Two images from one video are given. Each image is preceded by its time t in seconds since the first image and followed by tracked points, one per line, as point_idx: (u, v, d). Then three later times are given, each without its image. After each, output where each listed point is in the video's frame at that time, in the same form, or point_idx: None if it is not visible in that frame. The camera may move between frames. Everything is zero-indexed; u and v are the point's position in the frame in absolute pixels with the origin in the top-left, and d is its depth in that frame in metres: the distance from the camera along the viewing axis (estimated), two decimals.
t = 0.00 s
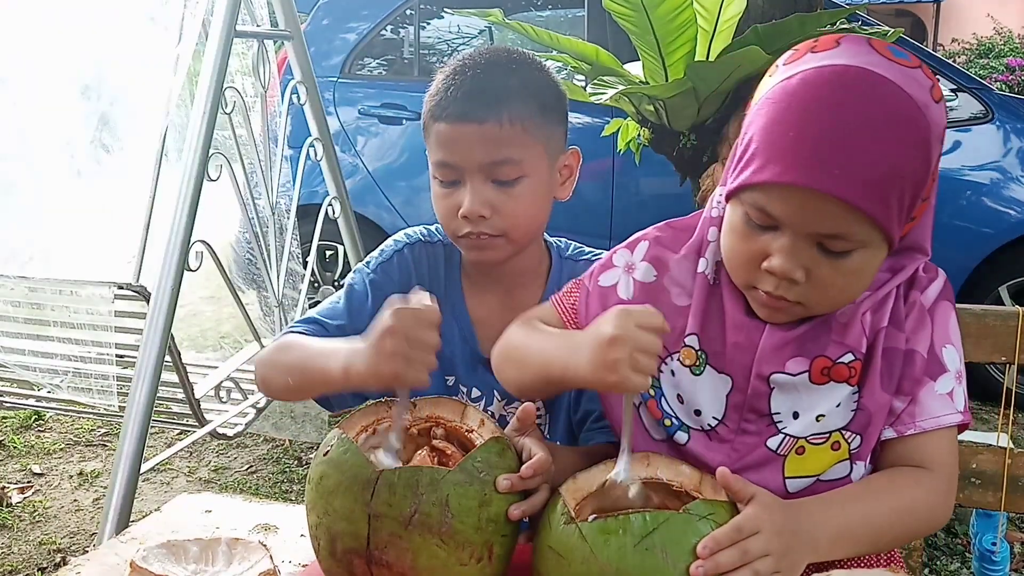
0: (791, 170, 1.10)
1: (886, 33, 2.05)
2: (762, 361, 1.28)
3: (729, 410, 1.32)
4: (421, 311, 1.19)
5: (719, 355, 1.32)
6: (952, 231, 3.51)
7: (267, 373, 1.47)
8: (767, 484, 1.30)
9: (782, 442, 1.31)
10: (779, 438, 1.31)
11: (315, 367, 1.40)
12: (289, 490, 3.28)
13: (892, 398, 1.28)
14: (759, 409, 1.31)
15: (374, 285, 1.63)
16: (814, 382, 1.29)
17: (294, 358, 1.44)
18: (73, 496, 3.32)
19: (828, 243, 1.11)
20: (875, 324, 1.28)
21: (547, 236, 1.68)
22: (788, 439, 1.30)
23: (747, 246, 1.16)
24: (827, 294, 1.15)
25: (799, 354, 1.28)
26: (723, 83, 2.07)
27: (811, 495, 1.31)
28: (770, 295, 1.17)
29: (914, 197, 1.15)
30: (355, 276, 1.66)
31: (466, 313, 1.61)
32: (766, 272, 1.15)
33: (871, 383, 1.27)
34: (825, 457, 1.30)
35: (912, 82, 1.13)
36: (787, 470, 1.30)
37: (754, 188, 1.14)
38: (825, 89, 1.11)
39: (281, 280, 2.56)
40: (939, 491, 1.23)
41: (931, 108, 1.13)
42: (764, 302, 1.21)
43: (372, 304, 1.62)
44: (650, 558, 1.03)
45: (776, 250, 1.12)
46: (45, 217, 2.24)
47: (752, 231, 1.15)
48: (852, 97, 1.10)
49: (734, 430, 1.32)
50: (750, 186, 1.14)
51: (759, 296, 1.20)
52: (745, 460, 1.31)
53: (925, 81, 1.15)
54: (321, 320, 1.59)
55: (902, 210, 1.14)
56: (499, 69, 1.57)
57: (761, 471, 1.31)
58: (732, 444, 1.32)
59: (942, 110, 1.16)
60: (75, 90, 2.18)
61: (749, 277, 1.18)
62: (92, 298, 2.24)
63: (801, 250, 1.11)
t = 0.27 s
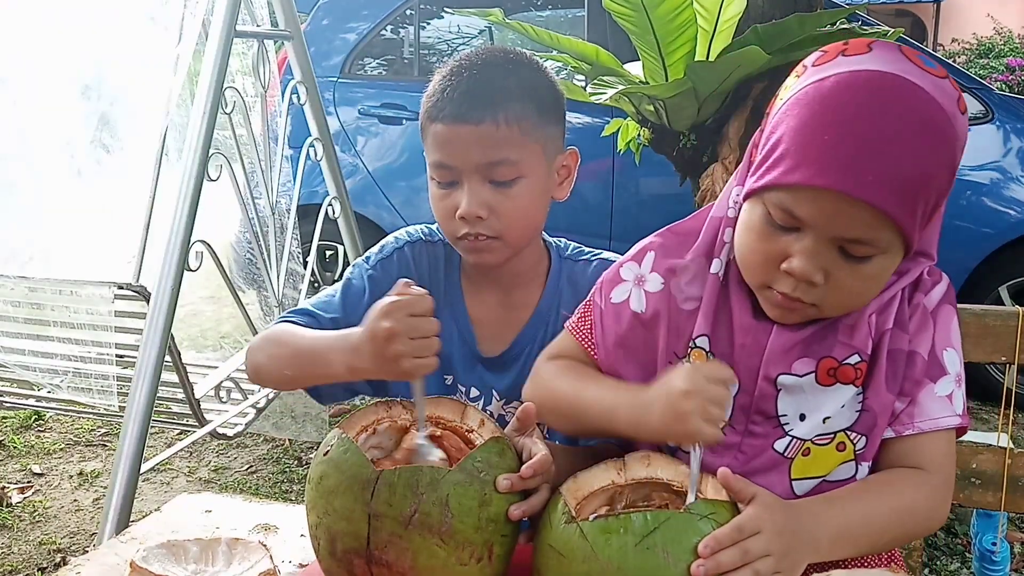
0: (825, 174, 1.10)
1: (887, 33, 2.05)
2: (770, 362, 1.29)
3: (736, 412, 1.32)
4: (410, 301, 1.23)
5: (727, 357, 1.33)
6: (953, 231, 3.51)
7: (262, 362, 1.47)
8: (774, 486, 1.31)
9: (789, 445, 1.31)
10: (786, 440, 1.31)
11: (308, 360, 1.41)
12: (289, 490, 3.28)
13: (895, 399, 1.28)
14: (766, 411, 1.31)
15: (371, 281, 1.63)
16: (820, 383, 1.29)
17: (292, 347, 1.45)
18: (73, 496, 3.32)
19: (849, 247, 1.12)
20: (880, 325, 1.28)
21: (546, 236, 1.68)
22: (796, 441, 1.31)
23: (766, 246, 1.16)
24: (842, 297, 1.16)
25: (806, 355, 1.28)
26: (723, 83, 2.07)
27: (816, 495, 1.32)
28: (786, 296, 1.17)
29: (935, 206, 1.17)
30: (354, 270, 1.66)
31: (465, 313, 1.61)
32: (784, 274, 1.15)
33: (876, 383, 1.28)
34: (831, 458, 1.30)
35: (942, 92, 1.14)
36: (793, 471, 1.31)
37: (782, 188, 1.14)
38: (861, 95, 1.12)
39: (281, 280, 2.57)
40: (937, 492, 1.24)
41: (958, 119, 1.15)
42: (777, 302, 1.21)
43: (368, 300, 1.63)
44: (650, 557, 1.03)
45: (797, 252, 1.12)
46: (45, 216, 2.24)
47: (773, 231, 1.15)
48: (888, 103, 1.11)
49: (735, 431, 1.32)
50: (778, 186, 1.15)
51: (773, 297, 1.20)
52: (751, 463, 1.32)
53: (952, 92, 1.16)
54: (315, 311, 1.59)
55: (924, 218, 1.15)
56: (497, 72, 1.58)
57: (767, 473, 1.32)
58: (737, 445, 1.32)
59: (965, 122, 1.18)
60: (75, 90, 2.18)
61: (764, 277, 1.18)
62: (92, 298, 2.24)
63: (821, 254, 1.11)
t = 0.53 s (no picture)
0: (833, 173, 1.10)
1: (887, 33, 2.05)
2: (770, 359, 1.29)
3: (737, 408, 1.33)
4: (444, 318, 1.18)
5: (729, 355, 1.33)
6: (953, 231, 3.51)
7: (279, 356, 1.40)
8: (773, 484, 1.30)
9: (789, 442, 1.31)
10: (786, 438, 1.31)
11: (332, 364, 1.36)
12: (289, 490, 3.28)
13: (898, 400, 1.28)
14: (766, 408, 1.31)
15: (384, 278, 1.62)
16: (822, 381, 1.29)
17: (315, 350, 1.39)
18: (73, 496, 3.32)
19: (855, 247, 1.12)
20: (884, 325, 1.28)
21: (548, 236, 1.68)
22: (796, 439, 1.30)
23: (771, 244, 1.16)
24: (846, 297, 1.16)
25: (808, 353, 1.28)
26: (724, 83, 2.07)
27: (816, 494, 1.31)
28: (790, 294, 1.17)
29: (942, 208, 1.17)
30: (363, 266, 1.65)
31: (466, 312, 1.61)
32: (788, 272, 1.15)
33: (878, 383, 1.28)
34: (831, 457, 1.30)
35: (952, 95, 1.14)
36: (793, 469, 1.30)
37: (791, 187, 1.14)
38: (871, 95, 1.12)
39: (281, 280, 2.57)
40: (938, 494, 1.24)
41: (967, 122, 1.15)
42: (780, 300, 1.21)
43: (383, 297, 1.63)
44: (651, 558, 1.03)
45: (802, 251, 1.12)
46: (45, 217, 2.24)
47: (779, 230, 1.15)
48: (899, 105, 1.11)
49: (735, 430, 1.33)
50: (786, 185, 1.14)
51: (776, 294, 1.20)
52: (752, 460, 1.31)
53: (961, 94, 1.17)
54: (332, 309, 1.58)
55: (930, 222, 1.15)
56: (497, 73, 1.57)
57: (766, 471, 1.31)
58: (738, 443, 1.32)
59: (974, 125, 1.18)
60: (75, 90, 2.18)
61: (768, 275, 1.18)
62: (92, 298, 2.24)
63: (828, 254, 1.11)
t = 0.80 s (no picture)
0: (819, 159, 1.10)
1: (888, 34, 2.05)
2: (764, 356, 1.29)
3: (733, 405, 1.33)
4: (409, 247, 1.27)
5: (728, 355, 1.33)
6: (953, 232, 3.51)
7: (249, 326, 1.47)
8: (769, 483, 1.31)
9: (785, 441, 1.31)
10: (782, 437, 1.31)
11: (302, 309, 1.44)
12: (289, 490, 3.28)
13: (895, 399, 1.28)
14: (762, 406, 1.31)
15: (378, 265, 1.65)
16: (816, 380, 1.29)
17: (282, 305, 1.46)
18: (73, 496, 3.32)
19: (842, 235, 1.12)
20: (880, 325, 1.29)
21: (552, 237, 1.68)
22: (791, 438, 1.31)
23: (762, 232, 1.17)
24: (834, 287, 1.16)
25: (804, 351, 1.29)
26: (724, 83, 2.07)
27: (812, 494, 1.31)
28: (779, 283, 1.18)
29: (932, 200, 1.16)
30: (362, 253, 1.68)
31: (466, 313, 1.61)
32: (777, 260, 1.15)
33: (874, 382, 1.28)
34: (827, 456, 1.30)
35: (944, 87, 1.14)
36: (789, 468, 1.31)
37: (781, 172, 1.14)
38: (861, 83, 1.12)
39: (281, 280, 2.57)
40: (937, 495, 1.23)
41: (959, 114, 1.15)
42: (770, 289, 1.21)
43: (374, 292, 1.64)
44: (651, 558, 1.02)
45: (790, 239, 1.13)
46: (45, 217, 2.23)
47: (768, 217, 1.16)
48: (891, 94, 1.11)
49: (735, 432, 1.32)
50: (777, 170, 1.15)
51: (766, 283, 1.20)
52: (747, 460, 1.32)
53: (955, 88, 1.17)
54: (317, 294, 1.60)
55: (919, 213, 1.15)
56: (501, 71, 1.57)
57: (762, 469, 1.32)
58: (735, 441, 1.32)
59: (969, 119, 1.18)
60: (75, 90, 2.18)
61: (759, 263, 1.18)
62: (92, 298, 2.24)
63: (815, 241, 1.11)
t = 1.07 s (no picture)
0: (778, 140, 1.15)
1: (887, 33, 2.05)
2: (756, 345, 1.30)
3: (727, 395, 1.34)
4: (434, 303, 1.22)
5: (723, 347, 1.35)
6: (953, 232, 3.51)
7: (265, 374, 1.50)
8: (762, 475, 1.32)
9: (778, 433, 1.32)
10: (775, 429, 1.32)
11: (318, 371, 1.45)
12: (289, 490, 3.28)
13: (892, 391, 1.28)
14: (755, 397, 1.32)
15: (374, 289, 1.63)
16: (810, 372, 1.30)
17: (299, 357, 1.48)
18: (73, 496, 3.32)
19: (807, 215, 1.15)
20: (874, 318, 1.28)
21: (552, 238, 1.68)
22: (785, 430, 1.31)
23: (736, 219, 1.21)
24: (809, 270, 1.18)
25: (797, 343, 1.29)
26: (724, 83, 2.07)
27: (808, 488, 1.32)
28: (756, 268, 1.21)
29: (901, 178, 1.19)
30: (355, 279, 1.66)
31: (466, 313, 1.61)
32: (750, 245, 1.19)
33: (867, 374, 1.28)
34: (822, 448, 1.31)
35: (902, 67, 1.17)
36: (782, 461, 1.32)
37: (745, 156, 1.20)
38: (818, 68, 1.17)
39: (281, 280, 2.57)
40: (939, 491, 1.22)
41: (921, 92, 1.17)
42: (752, 276, 1.24)
43: (371, 311, 1.63)
44: (651, 558, 1.02)
45: (759, 223, 1.17)
46: (44, 217, 2.23)
47: (741, 204, 1.21)
48: (842, 75, 1.16)
49: (732, 428, 1.34)
50: (742, 155, 1.20)
51: (747, 269, 1.24)
52: (740, 452, 1.33)
53: (920, 67, 1.19)
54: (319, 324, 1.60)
55: (887, 192, 1.17)
56: (508, 70, 1.58)
57: (757, 462, 1.33)
58: (729, 433, 1.34)
59: (938, 97, 1.20)
60: (75, 90, 2.18)
61: (737, 251, 1.22)
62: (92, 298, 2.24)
63: (781, 222, 1.15)
